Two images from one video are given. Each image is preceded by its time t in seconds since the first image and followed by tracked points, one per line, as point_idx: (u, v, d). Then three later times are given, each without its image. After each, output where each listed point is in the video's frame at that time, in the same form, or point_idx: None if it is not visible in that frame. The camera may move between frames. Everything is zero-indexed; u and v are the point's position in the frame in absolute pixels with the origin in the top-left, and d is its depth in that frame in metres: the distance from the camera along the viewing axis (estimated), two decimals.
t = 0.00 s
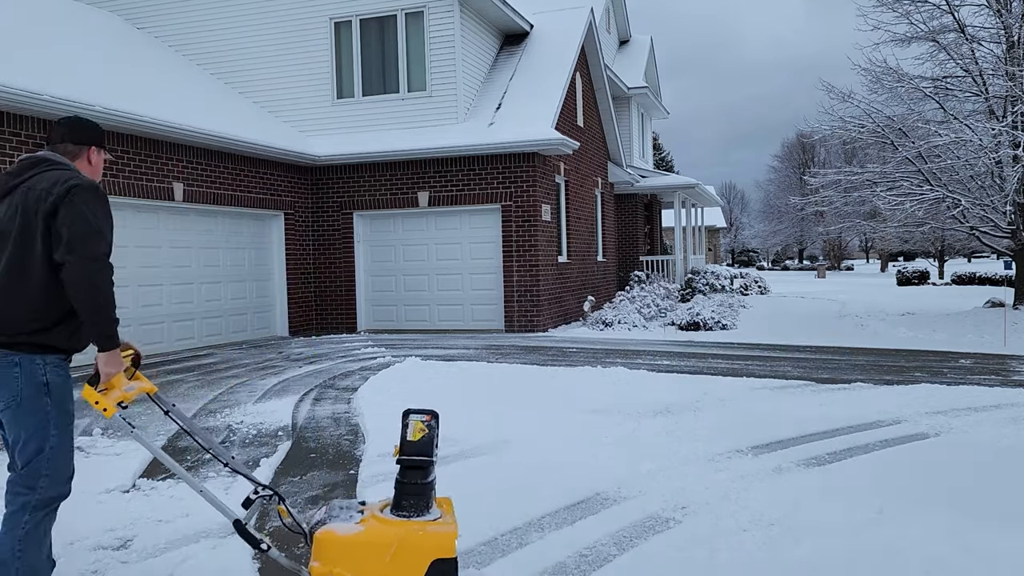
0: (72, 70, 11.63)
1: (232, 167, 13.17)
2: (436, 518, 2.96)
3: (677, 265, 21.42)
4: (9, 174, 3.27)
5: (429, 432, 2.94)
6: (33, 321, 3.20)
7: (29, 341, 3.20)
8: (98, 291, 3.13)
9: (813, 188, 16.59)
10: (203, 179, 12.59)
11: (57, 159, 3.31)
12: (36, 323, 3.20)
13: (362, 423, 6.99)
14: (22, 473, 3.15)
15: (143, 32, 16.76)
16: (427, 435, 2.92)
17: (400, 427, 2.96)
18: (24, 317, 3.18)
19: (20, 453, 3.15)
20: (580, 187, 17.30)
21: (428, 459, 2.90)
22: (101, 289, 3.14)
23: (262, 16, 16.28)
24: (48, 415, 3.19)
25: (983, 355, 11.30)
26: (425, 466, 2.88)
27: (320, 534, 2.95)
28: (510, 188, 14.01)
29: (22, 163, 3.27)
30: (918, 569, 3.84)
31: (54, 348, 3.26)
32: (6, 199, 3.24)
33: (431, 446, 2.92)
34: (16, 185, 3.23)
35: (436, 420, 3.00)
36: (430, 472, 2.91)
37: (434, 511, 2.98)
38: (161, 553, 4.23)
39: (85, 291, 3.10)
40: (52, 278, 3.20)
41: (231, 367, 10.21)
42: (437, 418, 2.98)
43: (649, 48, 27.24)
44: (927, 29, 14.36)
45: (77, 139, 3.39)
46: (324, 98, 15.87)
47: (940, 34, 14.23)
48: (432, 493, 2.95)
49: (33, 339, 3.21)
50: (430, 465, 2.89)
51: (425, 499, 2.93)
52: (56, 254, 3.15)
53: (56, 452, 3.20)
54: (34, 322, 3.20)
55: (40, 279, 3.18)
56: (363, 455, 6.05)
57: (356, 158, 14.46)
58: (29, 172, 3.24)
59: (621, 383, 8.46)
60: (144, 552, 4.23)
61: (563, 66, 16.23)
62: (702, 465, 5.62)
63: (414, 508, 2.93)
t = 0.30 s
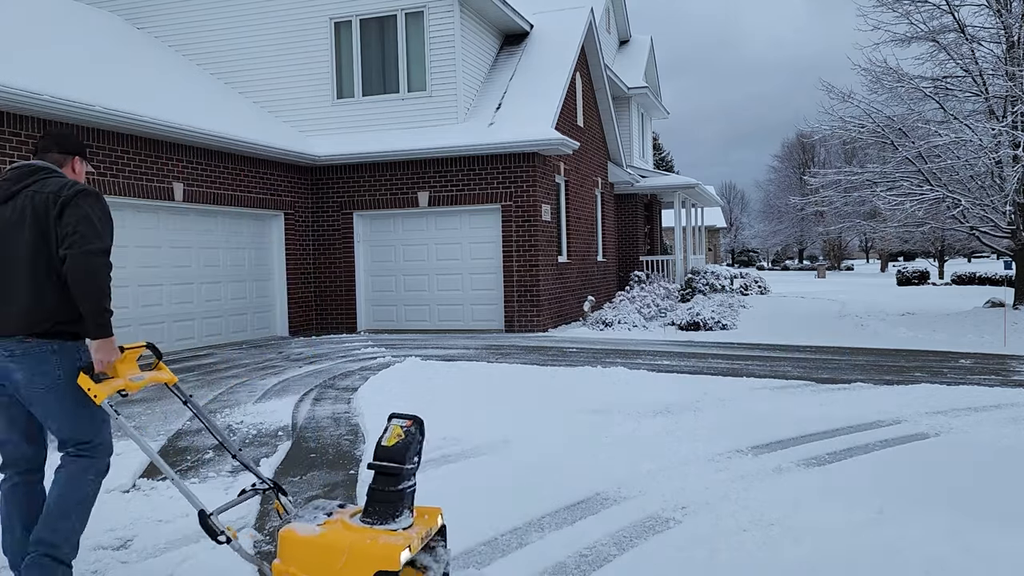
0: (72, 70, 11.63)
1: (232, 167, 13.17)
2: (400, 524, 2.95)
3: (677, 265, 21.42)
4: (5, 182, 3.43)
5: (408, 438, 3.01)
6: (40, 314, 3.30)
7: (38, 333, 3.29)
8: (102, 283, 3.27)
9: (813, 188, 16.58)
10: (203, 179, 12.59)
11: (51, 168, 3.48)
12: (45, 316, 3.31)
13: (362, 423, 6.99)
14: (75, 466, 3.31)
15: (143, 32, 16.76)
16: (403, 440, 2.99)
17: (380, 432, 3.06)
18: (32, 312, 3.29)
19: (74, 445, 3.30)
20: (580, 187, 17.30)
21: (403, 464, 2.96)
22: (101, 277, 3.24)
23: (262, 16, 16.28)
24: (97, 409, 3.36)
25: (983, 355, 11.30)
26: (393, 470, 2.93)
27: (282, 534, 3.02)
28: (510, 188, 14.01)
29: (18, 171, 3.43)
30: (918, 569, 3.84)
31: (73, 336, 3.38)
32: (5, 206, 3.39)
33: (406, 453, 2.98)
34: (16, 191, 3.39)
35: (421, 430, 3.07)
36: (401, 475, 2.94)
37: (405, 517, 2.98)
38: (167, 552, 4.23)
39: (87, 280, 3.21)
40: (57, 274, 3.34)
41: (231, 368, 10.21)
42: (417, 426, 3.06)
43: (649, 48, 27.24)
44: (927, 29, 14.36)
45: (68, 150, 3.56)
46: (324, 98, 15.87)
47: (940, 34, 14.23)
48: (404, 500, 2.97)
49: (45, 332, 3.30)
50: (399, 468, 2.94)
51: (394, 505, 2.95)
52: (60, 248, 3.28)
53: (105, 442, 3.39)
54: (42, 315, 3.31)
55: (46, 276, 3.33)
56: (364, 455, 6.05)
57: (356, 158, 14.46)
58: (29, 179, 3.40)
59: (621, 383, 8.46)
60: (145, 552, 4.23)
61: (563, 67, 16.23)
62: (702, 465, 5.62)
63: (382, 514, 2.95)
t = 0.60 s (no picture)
0: (72, 69, 11.62)
1: (232, 167, 13.17)
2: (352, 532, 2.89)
3: (677, 265, 21.43)
4: (28, 192, 3.74)
5: (371, 443, 2.98)
6: (75, 313, 3.71)
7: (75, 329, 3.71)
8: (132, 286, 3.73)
9: (813, 188, 16.58)
10: (203, 178, 12.59)
11: (70, 183, 3.86)
12: (78, 314, 3.72)
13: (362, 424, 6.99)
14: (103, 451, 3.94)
15: (143, 32, 16.76)
16: (363, 445, 2.97)
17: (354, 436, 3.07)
18: (67, 311, 3.69)
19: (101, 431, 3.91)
20: (580, 187, 17.30)
21: (357, 469, 2.93)
22: (129, 278, 3.68)
23: (262, 16, 16.28)
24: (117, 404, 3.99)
25: (983, 354, 11.30)
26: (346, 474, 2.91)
27: (251, 526, 3.14)
28: (510, 188, 14.01)
29: (41, 184, 3.77)
30: (918, 569, 3.84)
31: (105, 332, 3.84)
32: (30, 215, 3.72)
33: (367, 458, 2.96)
34: (42, 203, 3.73)
35: (388, 436, 3.02)
36: (354, 479, 2.91)
37: (361, 524, 2.91)
38: (168, 552, 4.24)
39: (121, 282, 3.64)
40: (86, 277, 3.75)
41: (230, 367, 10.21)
42: (384, 430, 3.02)
43: (649, 48, 27.23)
44: (927, 29, 14.36)
45: (82, 167, 3.95)
46: (324, 98, 15.87)
47: (940, 34, 14.23)
48: (362, 507, 2.92)
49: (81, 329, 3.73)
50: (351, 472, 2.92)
51: (349, 512, 2.91)
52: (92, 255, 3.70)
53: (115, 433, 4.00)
54: (76, 314, 3.72)
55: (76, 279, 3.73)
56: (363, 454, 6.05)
57: (356, 158, 14.46)
58: (54, 192, 3.76)
59: (621, 383, 8.46)
60: (145, 552, 4.23)
61: (563, 67, 16.23)
62: (702, 465, 5.62)
63: (336, 520, 2.92)
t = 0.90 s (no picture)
0: (72, 69, 11.61)
1: (232, 167, 13.17)
2: (287, 526, 3.02)
3: (677, 265, 21.43)
4: (78, 197, 4.04)
5: (315, 439, 3.14)
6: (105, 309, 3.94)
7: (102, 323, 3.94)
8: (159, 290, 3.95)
9: (813, 188, 16.58)
10: (203, 179, 12.59)
11: (116, 193, 4.14)
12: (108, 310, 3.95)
13: (361, 423, 6.99)
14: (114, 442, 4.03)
15: (143, 32, 16.76)
16: (307, 441, 3.14)
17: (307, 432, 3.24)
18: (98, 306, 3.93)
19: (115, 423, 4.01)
20: (580, 187, 17.30)
21: (297, 464, 3.09)
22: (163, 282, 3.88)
23: (262, 16, 16.28)
24: (138, 400, 4.10)
25: (983, 355, 11.30)
26: (286, 469, 3.07)
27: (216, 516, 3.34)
28: (510, 188, 14.01)
29: (91, 191, 4.07)
30: (918, 569, 3.84)
31: (130, 329, 4.07)
32: (77, 217, 4.01)
33: (309, 453, 3.12)
34: (89, 207, 4.02)
35: (334, 434, 3.15)
36: (293, 474, 3.08)
37: (299, 518, 3.05)
38: (168, 552, 4.24)
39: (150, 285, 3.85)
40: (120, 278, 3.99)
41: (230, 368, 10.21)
42: (330, 427, 3.16)
43: (649, 48, 27.23)
44: (926, 29, 14.36)
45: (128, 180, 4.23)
46: (324, 98, 15.87)
47: (940, 34, 14.23)
48: (302, 501, 3.07)
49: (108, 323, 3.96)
50: (291, 467, 3.09)
51: (289, 505, 3.06)
52: (130, 260, 3.94)
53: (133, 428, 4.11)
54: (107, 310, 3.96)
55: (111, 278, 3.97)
56: (363, 454, 6.05)
57: (356, 158, 14.46)
58: (102, 199, 4.05)
59: (621, 383, 8.46)
60: (145, 552, 4.23)
61: (563, 67, 16.22)
62: (702, 465, 5.62)
63: (276, 512, 3.07)
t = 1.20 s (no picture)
0: (72, 69, 11.61)
1: (232, 167, 13.17)
2: (258, 520, 3.09)
3: (677, 265, 21.44)
4: (107, 201, 4.34)
5: (289, 436, 3.26)
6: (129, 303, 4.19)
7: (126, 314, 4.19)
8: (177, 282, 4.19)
9: (813, 188, 16.58)
10: (204, 179, 12.60)
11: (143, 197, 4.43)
12: (132, 304, 4.20)
13: (362, 423, 6.99)
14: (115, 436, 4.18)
15: (143, 32, 16.76)
16: (279, 439, 3.25)
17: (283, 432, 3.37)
18: (123, 300, 4.18)
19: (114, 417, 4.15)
20: (580, 187, 17.30)
21: (271, 460, 3.18)
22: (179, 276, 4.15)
23: (262, 16, 16.28)
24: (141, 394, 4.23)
25: (983, 355, 11.30)
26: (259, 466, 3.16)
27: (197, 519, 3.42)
28: (510, 188, 14.02)
29: (120, 194, 4.37)
30: (918, 569, 3.84)
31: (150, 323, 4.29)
32: (106, 219, 4.29)
33: (283, 450, 3.23)
34: (117, 209, 4.32)
35: (304, 431, 3.30)
36: (266, 469, 3.17)
37: (271, 513, 3.13)
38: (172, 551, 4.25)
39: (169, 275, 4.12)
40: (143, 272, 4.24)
41: (230, 368, 10.21)
42: (303, 426, 3.31)
43: (649, 48, 27.23)
44: (927, 29, 14.36)
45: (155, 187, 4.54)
46: (324, 98, 15.86)
47: (940, 34, 14.23)
48: (274, 496, 3.15)
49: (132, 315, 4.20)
50: (265, 462, 3.18)
51: (261, 499, 3.14)
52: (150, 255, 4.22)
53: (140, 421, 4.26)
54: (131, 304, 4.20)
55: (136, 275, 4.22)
56: (363, 455, 6.05)
57: (356, 158, 14.46)
58: (128, 201, 4.34)
59: (621, 384, 8.46)
60: (144, 552, 4.23)
61: (563, 67, 16.22)
62: (702, 465, 5.62)
63: (248, 507, 3.16)
